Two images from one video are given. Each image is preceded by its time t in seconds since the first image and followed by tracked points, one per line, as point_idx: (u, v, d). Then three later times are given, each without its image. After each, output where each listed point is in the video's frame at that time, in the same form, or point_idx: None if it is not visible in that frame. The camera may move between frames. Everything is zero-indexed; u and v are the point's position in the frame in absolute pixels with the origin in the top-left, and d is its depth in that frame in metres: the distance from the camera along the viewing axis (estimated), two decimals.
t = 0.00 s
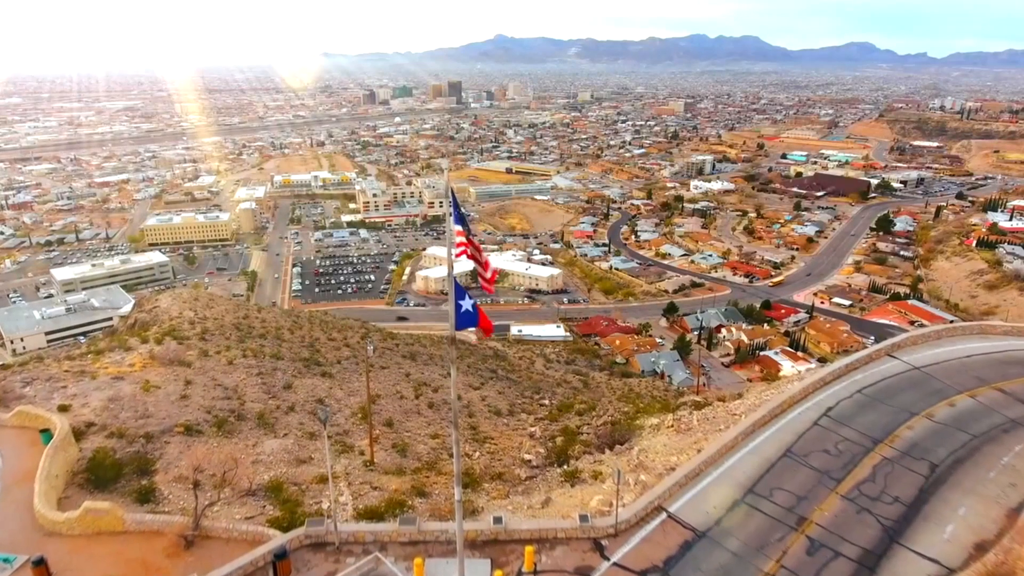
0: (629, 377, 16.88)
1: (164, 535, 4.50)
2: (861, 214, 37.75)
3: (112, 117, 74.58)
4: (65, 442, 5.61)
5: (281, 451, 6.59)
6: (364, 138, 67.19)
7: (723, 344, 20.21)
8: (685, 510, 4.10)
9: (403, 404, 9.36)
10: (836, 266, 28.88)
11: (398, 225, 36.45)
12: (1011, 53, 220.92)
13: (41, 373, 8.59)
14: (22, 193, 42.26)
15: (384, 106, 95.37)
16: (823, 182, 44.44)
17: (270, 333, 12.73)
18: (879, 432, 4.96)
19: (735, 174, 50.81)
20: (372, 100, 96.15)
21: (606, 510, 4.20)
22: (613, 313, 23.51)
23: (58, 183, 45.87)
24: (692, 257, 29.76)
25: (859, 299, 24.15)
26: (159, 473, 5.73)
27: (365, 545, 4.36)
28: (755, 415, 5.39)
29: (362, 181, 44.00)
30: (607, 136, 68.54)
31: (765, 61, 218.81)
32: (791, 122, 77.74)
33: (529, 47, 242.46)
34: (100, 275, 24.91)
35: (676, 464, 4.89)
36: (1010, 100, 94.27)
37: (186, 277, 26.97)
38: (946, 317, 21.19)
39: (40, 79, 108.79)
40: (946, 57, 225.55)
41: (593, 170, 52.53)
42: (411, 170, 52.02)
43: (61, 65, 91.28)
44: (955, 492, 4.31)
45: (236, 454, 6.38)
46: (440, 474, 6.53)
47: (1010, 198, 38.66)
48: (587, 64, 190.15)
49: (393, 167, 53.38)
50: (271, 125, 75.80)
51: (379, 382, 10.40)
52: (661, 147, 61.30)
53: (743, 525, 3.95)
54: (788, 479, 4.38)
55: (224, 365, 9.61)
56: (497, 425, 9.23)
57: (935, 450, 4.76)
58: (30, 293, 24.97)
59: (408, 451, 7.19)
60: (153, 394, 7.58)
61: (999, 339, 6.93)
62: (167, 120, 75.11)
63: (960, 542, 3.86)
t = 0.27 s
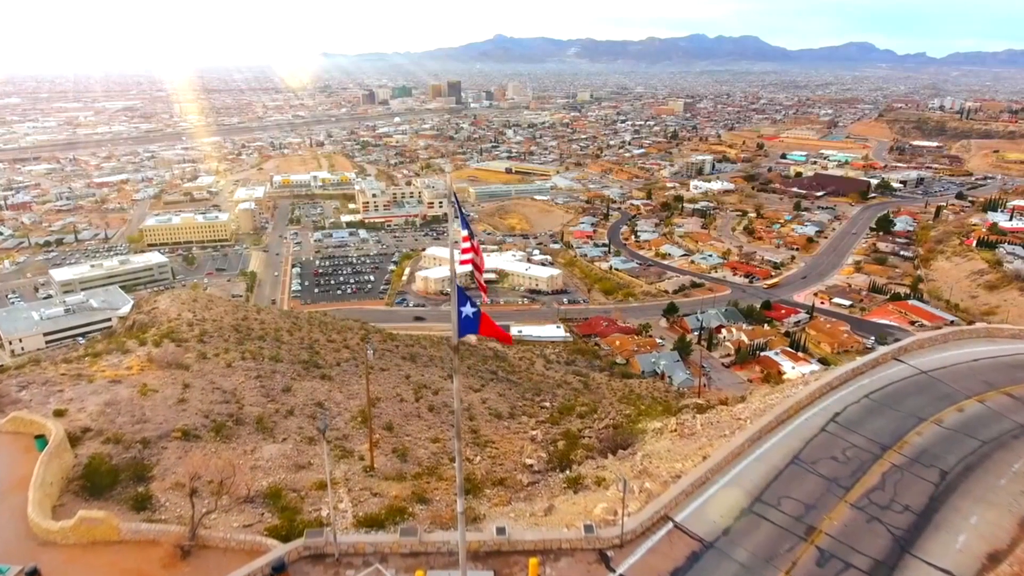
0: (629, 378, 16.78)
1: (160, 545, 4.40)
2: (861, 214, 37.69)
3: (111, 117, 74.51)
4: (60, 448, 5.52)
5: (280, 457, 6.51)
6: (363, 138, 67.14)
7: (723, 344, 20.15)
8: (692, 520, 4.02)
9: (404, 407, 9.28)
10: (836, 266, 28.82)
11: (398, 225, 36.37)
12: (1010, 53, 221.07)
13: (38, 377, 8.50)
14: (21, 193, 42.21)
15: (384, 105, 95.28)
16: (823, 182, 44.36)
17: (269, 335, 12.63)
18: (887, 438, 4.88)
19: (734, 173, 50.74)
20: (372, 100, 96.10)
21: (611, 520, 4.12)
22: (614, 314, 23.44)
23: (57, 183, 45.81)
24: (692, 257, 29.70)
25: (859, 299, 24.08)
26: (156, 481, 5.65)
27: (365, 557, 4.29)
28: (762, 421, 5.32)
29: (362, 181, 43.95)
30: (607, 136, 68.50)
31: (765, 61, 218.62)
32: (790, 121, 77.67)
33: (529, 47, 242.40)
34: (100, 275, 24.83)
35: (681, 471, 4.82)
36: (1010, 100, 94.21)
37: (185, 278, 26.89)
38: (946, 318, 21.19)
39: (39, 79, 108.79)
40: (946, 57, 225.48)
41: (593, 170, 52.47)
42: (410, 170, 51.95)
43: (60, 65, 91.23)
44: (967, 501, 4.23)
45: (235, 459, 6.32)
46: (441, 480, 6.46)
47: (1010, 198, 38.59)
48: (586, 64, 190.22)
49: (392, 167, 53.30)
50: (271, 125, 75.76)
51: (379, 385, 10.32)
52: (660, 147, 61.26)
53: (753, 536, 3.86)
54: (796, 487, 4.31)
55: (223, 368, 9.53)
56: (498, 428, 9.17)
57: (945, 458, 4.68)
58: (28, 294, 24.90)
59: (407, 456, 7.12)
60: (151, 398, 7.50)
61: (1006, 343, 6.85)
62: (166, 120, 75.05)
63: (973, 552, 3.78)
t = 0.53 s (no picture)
0: (629, 379, 16.68)
1: (156, 556, 4.32)
2: (862, 215, 37.63)
3: (110, 118, 74.43)
4: (56, 455, 5.45)
5: (280, 463, 6.44)
6: (363, 138, 67.16)
7: (724, 346, 20.12)
8: (699, 531, 3.95)
9: (404, 411, 9.20)
10: (836, 266, 28.74)
11: (397, 225, 36.30)
12: (1009, 53, 221.31)
13: (34, 381, 8.41)
14: (20, 193, 42.12)
15: (383, 106, 95.22)
16: (823, 182, 44.28)
17: (268, 337, 12.54)
18: (896, 445, 4.81)
19: (735, 174, 50.68)
20: (371, 101, 96.17)
21: (616, 530, 4.04)
22: (614, 314, 23.36)
23: (56, 184, 45.70)
24: (692, 258, 29.63)
25: (860, 300, 23.99)
26: (153, 488, 5.57)
27: (365, 570, 4.23)
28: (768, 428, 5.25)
29: (362, 181, 43.91)
30: (607, 136, 68.45)
31: (764, 61, 218.59)
32: (790, 122, 77.65)
33: (528, 48, 242.43)
34: (99, 276, 24.75)
35: (686, 479, 4.74)
36: (1009, 100, 94.21)
37: (184, 278, 26.79)
38: (947, 318, 21.14)
39: (38, 79, 108.73)
40: (945, 57, 225.48)
41: (592, 170, 52.40)
42: (410, 170, 51.88)
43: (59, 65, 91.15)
44: (979, 510, 4.16)
45: (234, 466, 6.24)
46: (442, 486, 6.39)
47: (1010, 198, 38.55)
48: (586, 64, 190.49)
49: (392, 168, 53.21)
50: (270, 125, 75.73)
51: (379, 388, 10.24)
52: (660, 147, 61.21)
53: (762, 549, 3.78)
54: (805, 497, 4.23)
55: (221, 372, 9.45)
56: (499, 432, 9.10)
57: (955, 466, 4.61)
58: (27, 294, 24.82)
59: (408, 462, 7.03)
60: (149, 403, 7.42)
61: (1013, 347, 6.77)
62: (165, 120, 74.96)
63: (986, 565, 3.70)
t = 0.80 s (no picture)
0: (630, 380, 16.60)
1: (152, 568, 4.25)
2: (862, 215, 37.56)
3: (109, 118, 74.32)
4: (53, 463, 5.39)
5: (279, 470, 6.36)
6: (363, 138, 67.09)
7: (724, 346, 20.06)
8: (706, 543, 3.88)
9: (404, 415, 9.12)
10: (837, 266, 28.67)
11: (396, 225, 36.20)
12: (1008, 52, 221.41)
13: (31, 385, 8.34)
14: (19, 193, 42.04)
15: (382, 105, 95.17)
16: (823, 182, 44.19)
17: (268, 339, 12.46)
18: (904, 454, 4.74)
19: (735, 173, 50.62)
20: (371, 101, 96.11)
21: (621, 541, 3.97)
22: (614, 315, 23.27)
23: (56, 184, 45.59)
24: (692, 258, 29.55)
25: (860, 300, 23.92)
26: (150, 496, 5.51)
27: None
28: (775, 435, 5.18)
29: (361, 181, 43.85)
30: (606, 136, 68.39)
31: (764, 61, 218.50)
32: (790, 122, 77.62)
33: (527, 48, 242.42)
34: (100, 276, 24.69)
35: (691, 488, 4.66)
36: (1009, 100, 94.25)
37: (184, 279, 26.72)
38: (947, 318, 21.13)
39: (37, 79, 108.68)
40: (945, 58, 225.48)
41: (592, 170, 52.32)
42: (409, 170, 51.78)
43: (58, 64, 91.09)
44: (989, 521, 4.09)
45: (232, 473, 6.17)
46: (443, 493, 6.31)
47: (1011, 198, 38.48)
48: (585, 64, 190.40)
49: (391, 168, 53.12)
50: (270, 125, 75.67)
51: (379, 391, 10.16)
52: (660, 147, 61.16)
53: (771, 561, 3.71)
54: (813, 508, 4.16)
55: (220, 375, 9.37)
56: (501, 437, 9.02)
57: (966, 475, 4.53)
58: (27, 294, 24.76)
59: (409, 467, 6.96)
60: (147, 408, 7.34)
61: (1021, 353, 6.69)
62: (164, 120, 74.88)
63: None
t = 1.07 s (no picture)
0: (630, 382, 16.53)
1: None
2: (862, 215, 37.50)
3: (109, 118, 74.25)
4: (48, 471, 5.32)
5: (278, 477, 6.30)
6: (362, 138, 67.09)
7: (724, 347, 19.97)
8: (711, 556, 3.80)
9: (404, 420, 9.04)
10: (837, 267, 28.60)
11: (396, 226, 36.09)
12: (1007, 52, 221.67)
13: (27, 390, 8.27)
14: (18, 194, 41.97)
15: (382, 105, 95.12)
16: (823, 182, 44.13)
17: (267, 342, 12.38)
18: (911, 463, 4.67)
19: (735, 174, 50.53)
20: (371, 101, 96.06)
21: (624, 555, 3.89)
22: (613, 315, 23.20)
23: (55, 184, 45.51)
24: (692, 259, 29.48)
25: (860, 301, 23.84)
26: (147, 505, 5.45)
27: None
28: (780, 442, 5.13)
29: (361, 181, 43.77)
30: (606, 136, 68.33)
31: (763, 61, 218.38)
32: (789, 122, 77.60)
33: (527, 48, 242.42)
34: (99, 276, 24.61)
35: (696, 497, 4.59)
36: (1008, 100, 94.29)
37: (183, 279, 26.65)
38: (947, 319, 21.13)
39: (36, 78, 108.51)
40: (944, 58, 225.52)
41: (592, 171, 52.23)
42: (409, 171, 51.66)
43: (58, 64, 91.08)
44: (1001, 533, 4.01)
45: (231, 480, 6.11)
46: (443, 500, 6.24)
47: (1011, 198, 38.41)
48: (585, 64, 190.33)
49: (391, 168, 53.00)
50: (270, 125, 75.67)
51: (379, 395, 10.08)
52: (659, 147, 61.11)
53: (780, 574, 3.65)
54: (821, 519, 4.09)
55: (219, 379, 9.28)
56: (501, 441, 8.96)
57: (975, 485, 4.47)
58: (26, 295, 24.70)
59: (409, 474, 6.90)
60: (143, 414, 7.27)
61: None
62: (164, 120, 74.73)
63: None
